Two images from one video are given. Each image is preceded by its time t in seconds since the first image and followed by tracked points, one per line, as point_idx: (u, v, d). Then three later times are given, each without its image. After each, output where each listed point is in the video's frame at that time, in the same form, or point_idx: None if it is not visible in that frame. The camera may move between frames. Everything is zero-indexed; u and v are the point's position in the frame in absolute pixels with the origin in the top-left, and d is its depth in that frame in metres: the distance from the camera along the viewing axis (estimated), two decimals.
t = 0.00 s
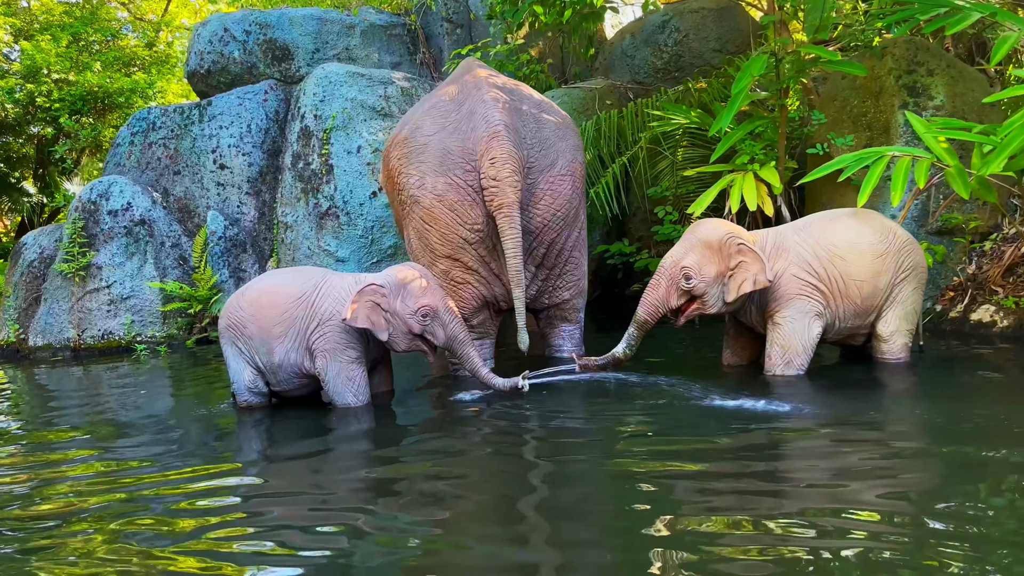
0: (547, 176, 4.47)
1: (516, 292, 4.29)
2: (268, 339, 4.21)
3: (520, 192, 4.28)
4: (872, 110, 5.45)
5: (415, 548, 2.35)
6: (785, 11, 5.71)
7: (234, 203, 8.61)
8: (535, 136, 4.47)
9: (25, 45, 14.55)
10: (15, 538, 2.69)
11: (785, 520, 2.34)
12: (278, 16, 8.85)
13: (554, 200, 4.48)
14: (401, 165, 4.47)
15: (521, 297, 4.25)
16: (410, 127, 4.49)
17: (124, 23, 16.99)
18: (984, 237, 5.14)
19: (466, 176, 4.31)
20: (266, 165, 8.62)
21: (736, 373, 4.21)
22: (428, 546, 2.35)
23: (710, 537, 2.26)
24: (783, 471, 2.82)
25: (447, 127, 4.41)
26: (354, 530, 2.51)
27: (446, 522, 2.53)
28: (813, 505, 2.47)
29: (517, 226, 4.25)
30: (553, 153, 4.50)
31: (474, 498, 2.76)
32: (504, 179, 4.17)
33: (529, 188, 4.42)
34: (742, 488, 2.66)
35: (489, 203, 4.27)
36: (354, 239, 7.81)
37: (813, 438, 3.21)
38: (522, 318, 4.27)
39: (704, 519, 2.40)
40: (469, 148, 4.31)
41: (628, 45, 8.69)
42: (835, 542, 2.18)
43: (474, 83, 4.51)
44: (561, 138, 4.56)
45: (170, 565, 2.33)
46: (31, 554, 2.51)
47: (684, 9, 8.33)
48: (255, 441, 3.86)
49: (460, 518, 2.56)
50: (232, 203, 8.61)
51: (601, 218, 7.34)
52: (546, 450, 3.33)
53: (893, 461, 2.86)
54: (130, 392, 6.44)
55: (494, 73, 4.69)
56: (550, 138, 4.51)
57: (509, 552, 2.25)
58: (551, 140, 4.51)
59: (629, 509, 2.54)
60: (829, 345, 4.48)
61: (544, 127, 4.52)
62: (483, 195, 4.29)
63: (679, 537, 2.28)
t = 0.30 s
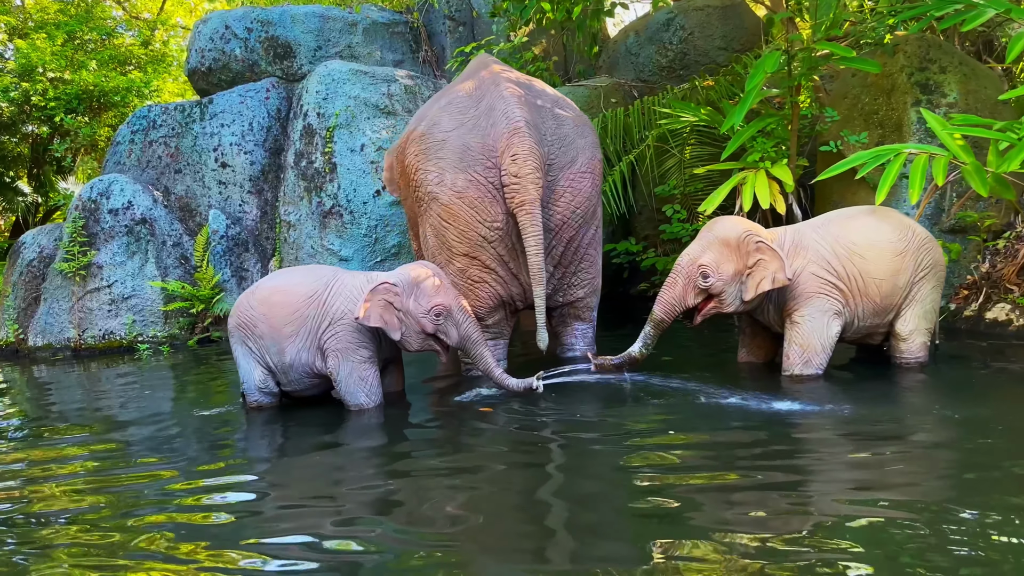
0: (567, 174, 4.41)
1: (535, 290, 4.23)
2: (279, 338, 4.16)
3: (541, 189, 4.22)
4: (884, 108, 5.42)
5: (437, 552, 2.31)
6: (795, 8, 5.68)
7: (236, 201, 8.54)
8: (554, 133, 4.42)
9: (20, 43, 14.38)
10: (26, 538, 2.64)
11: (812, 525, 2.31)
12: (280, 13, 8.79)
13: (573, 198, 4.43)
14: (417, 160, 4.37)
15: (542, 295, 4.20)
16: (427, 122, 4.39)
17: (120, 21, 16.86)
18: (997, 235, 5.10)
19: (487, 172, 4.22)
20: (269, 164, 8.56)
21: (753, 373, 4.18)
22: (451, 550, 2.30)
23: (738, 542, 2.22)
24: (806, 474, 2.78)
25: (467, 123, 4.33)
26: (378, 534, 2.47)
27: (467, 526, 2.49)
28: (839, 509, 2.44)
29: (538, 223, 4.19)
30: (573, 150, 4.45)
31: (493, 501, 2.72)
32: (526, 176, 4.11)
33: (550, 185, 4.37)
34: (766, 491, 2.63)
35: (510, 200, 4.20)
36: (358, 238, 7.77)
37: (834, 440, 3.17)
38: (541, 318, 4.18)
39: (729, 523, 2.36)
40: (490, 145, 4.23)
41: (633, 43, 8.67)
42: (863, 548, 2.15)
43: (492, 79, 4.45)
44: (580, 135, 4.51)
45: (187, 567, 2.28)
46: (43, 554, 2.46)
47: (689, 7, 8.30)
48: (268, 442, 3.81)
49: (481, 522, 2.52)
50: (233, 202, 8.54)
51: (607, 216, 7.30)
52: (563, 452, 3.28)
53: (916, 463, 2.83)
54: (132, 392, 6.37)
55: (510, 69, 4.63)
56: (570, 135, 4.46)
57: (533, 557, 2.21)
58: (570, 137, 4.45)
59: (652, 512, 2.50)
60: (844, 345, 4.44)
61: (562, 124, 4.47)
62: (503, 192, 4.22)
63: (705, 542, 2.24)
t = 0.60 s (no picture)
0: (588, 170, 4.38)
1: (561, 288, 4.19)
2: (292, 338, 4.12)
3: (565, 186, 4.19)
4: (896, 105, 5.39)
5: (459, 556, 2.28)
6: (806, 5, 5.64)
7: (238, 200, 8.48)
8: (576, 129, 4.38)
9: (15, 41, 14.21)
10: (39, 541, 2.59)
11: (837, 526, 2.29)
12: (283, 11, 8.73)
13: (595, 194, 4.39)
14: (437, 157, 4.32)
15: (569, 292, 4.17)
16: (446, 118, 4.35)
17: (116, 20, 16.73)
18: (1010, 233, 5.08)
19: (509, 168, 4.19)
20: (271, 162, 8.50)
21: (769, 373, 4.15)
22: (473, 553, 2.27)
23: (764, 544, 2.20)
24: (828, 474, 2.76)
25: (487, 119, 4.30)
26: (405, 537, 2.44)
27: (487, 529, 2.46)
28: (864, 509, 2.41)
29: (562, 220, 4.17)
30: (594, 147, 4.41)
31: (512, 502, 2.69)
32: (551, 172, 4.09)
33: (573, 181, 4.33)
34: (789, 491, 2.61)
35: (533, 197, 4.17)
36: (362, 237, 7.73)
37: (853, 439, 3.15)
38: (568, 314, 4.13)
39: (753, 525, 2.34)
40: (512, 141, 4.20)
41: (637, 41, 8.64)
42: (893, 549, 2.13)
43: (512, 75, 4.42)
44: (601, 132, 4.48)
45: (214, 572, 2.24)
46: (57, 558, 2.41)
47: (693, 4, 8.28)
48: (283, 443, 3.77)
49: (502, 524, 2.49)
50: (236, 201, 8.48)
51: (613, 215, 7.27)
52: (581, 453, 3.25)
53: (937, 462, 2.81)
54: (136, 392, 6.31)
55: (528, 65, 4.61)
56: (591, 131, 4.43)
57: (559, 559, 2.18)
58: (592, 133, 4.42)
59: (674, 514, 2.47)
60: (861, 344, 4.42)
61: (584, 120, 4.44)
62: (527, 189, 4.19)
63: (731, 545, 2.22)
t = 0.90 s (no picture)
0: (608, 168, 4.45)
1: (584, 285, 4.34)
2: (305, 337, 4.09)
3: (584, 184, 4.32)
4: (908, 104, 5.37)
5: (482, 558, 2.24)
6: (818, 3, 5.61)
7: (242, 199, 8.43)
8: (595, 126, 4.47)
9: (11, 40, 14.07)
10: (54, 547, 2.54)
11: (863, 528, 2.26)
12: (286, 9, 8.69)
13: (615, 192, 4.46)
14: (456, 154, 4.46)
15: (592, 289, 4.30)
16: (466, 116, 4.49)
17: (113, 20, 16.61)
18: None
19: (530, 166, 4.32)
20: (275, 161, 8.45)
21: (787, 373, 4.11)
22: (494, 554, 2.24)
23: (792, 546, 2.16)
24: (851, 475, 2.73)
25: (507, 117, 4.43)
26: (430, 540, 2.40)
27: (508, 530, 2.43)
28: (889, 510, 2.38)
29: (582, 218, 4.30)
30: (613, 144, 4.49)
31: (532, 504, 2.66)
32: (571, 171, 4.22)
33: (593, 178, 4.40)
34: (812, 493, 2.57)
35: (553, 195, 4.30)
36: (367, 236, 7.68)
37: (874, 440, 3.12)
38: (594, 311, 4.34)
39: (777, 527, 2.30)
40: (531, 139, 4.33)
41: (642, 40, 8.61)
42: (931, 551, 2.09)
43: (530, 74, 4.55)
44: (619, 129, 4.57)
45: None
46: (73, 564, 2.37)
47: (699, 3, 8.27)
48: (296, 445, 3.72)
49: (524, 526, 2.46)
50: (240, 200, 8.43)
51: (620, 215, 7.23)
52: (599, 453, 3.22)
53: (960, 463, 2.78)
54: (139, 392, 6.24)
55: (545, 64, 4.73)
56: (609, 129, 4.52)
57: (591, 562, 2.14)
58: (610, 131, 4.51)
59: (697, 516, 2.43)
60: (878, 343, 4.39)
61: (602, 118, 4.53)
62: (546, 187, 4.32)
63: (756, 547, 2.18)
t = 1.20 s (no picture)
0: (625, 166, 4.50)
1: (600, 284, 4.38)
2: (318, 337, 4.05)
3: (602, 183, 4.38)
4: (921, 103, 5.33)
5: (507, 562, 2.21)
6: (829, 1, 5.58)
7: (245, 198, 8.38)
8: (611, 125, 4.52)
9: (7, 38, 13.89)
10: (69, 550, 2.50)
11: (891, 532, 2.23)
12: (290, 7, 8.65)
13: (631, 190, 4.51)
14: (472, 151, 4.54)
15: (607, 288, 4.33)
16: (481, 114, 4.56)
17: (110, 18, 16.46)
18: None
19: (546, 164, 4.38)
20: (278, 161, 8.41)
21: (804, 374, 4.09)
22: (524, 559, 2.21)
23: (820, 550, 2.13)
24: (874, 478, 2.70)
25: (522, 114, 4.49)
26: (456, 543, 2.36)
27: (530, 534, 2.39)
28: (919, 512, 2.36)
29: (599, 217, 4.36)
30: (630, 143, 4.55)
31: (554, 506, 2.62)
32: (588, 169, 4.29)
33: (609, 176, 4.46)
34: (836, 496, 2.55)
35: (570, 194, 4.36)
36: (372, 236, 7.64)
37: (894, 443, 3.09)
38: (608, 312, 4.36)
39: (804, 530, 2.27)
40: (548, 137, 4.40)
41: (647, 40, 8.58)
42: (969, 555, 2.07)
43: (545, 72, 4.61)
44: (634, 128, 4.62)
45: None
46: (93, 567, 2.32)
47: (705, 3, 8.25)
48: (309, 446, 3.68)
49: (547, 529, 2.42)
50: (243, 199, 8.38)
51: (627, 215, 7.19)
52: (617, 456, 3.18)
53: (983, 466, 2.75)
54: (141, 394, 6.18)
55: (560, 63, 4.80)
56: (626, 127, 4.57)
57: (624, 566, 2.11)
58: (627, 129, 4.56)
59: (721, 519, 2.40)
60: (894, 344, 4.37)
61: (618, 116, 4.58)
62: (563, 185, 4.37)
63: (784, 550, 2.15)
